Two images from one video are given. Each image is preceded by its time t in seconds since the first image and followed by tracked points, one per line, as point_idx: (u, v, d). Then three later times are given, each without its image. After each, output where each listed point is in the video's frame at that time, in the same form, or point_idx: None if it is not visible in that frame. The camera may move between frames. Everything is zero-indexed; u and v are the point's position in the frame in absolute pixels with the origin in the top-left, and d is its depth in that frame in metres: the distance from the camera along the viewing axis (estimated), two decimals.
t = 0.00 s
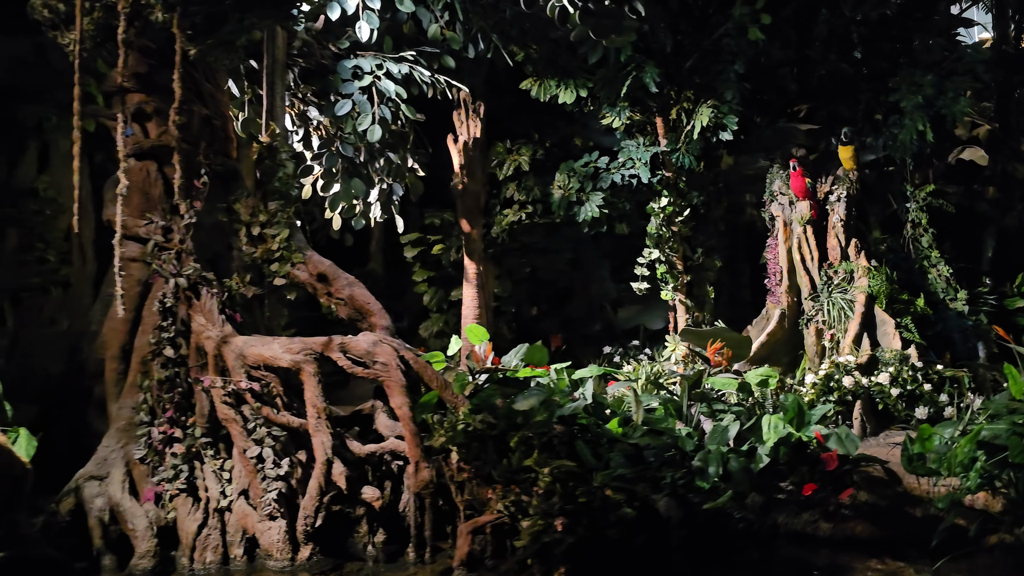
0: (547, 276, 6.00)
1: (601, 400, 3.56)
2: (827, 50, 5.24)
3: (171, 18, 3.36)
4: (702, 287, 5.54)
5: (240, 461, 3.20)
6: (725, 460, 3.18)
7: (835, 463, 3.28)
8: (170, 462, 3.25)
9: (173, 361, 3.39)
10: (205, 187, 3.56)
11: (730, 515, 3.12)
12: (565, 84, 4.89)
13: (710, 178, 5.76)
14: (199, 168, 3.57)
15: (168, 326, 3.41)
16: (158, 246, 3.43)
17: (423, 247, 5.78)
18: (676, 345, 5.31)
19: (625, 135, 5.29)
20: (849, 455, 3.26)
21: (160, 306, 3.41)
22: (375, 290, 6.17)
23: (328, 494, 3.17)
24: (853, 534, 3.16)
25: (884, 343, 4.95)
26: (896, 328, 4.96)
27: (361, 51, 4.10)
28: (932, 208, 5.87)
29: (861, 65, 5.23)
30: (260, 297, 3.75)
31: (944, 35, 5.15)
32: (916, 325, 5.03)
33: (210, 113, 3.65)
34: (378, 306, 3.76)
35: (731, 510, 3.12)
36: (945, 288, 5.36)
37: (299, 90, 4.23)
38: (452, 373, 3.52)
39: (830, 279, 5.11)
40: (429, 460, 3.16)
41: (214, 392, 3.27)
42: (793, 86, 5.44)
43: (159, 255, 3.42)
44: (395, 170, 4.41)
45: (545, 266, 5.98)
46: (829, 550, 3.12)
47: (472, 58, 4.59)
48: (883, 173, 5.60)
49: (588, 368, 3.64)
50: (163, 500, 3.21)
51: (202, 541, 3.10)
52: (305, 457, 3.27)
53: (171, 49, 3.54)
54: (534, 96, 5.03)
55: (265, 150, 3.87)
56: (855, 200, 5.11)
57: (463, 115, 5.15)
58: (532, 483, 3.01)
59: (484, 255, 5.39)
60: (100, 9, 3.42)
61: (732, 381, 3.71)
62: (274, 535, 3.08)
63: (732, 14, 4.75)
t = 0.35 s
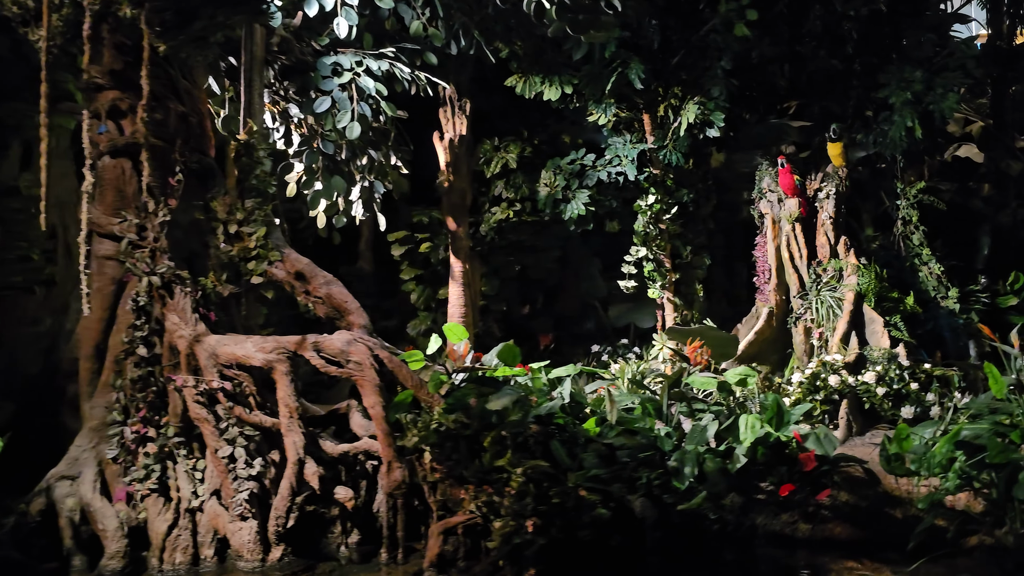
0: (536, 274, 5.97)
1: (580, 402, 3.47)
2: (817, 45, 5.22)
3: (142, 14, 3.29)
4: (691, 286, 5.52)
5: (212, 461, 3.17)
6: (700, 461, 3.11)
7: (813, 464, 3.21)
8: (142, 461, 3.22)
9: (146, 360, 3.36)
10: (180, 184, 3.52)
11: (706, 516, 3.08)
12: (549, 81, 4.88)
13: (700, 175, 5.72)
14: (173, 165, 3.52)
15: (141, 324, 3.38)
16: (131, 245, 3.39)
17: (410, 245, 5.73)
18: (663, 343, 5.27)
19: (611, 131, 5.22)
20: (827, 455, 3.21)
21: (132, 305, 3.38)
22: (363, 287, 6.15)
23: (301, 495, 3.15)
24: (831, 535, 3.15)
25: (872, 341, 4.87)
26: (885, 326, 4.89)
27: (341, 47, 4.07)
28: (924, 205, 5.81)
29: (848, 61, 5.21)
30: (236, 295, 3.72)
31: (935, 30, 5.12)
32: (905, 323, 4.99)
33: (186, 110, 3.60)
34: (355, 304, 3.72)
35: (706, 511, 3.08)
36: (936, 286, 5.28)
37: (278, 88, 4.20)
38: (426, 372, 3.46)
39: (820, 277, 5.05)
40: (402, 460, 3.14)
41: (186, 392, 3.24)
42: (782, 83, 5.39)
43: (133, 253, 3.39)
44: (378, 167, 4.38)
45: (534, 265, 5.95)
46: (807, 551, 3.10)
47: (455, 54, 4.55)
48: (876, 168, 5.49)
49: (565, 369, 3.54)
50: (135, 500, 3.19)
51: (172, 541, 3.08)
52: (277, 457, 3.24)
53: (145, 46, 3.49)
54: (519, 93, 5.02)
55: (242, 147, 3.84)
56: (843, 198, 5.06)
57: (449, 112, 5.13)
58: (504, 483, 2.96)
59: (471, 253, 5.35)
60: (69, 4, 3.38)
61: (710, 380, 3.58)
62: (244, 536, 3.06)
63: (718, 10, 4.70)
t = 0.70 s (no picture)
0: (524, 275, 5.96)
1: (558, 403, 3.47)
2: (803, 44, 5.21)
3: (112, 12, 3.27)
4: (678, 287, 5.45)
5: (182, 463, 3.15)
6: (672, 463, 3.10)
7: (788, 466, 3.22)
8: (112, 464, 3.20)
9: (116, 362, 3.33)
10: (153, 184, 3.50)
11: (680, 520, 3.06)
12: (533, 80, 4.81)
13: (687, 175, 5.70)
14: (147, 165, 3.51)
15: (113, 326, 3.36)
16: (103, 245, 3.36)
17: (397, 246, 5.75)
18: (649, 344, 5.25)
19: (597, 131, 5.15)
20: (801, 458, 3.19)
21: (104, 306, 3.37)
22: (350, 288, 6.13)
23: (271, 498, 3.13)
24: (807, 538, 3.08)
25: (859, 343, 4.84)
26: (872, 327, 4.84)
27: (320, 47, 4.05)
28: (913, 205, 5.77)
29: (836, 60, 5.16)
30: (211, 297, 3.69)
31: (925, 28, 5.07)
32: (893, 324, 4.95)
33: (160, 110, 3.59)
34: (330, 306, 3.69)
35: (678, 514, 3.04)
36: (926, 287, 5.26)
37: (259, 88, 4.19)
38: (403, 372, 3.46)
39: (807, 276, 4.98)
40: (372, 462, 3.10)
41: (156, 393, 3.21)
42: (769, 82, 5.37)
43: (105, 254, 3.36)
44: (359, 167, 4.36)
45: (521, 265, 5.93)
46: (781, 554, 3.01)
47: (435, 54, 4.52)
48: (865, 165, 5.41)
49: (544, 370, 3.51)
50: (104, 502, 3.17)
51: (139, 545, 3.06)
52: (247, 459, 3.22)
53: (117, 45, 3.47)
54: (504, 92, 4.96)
55: (217, 148, 3.78)
56: (833, 198, 4.94)
57: (433, 112, 5.06)
58: (475, 485, 2.93)
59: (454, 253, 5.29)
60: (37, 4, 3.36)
61: (686, 381, 3.61)
62: (213, 539, 3.03)
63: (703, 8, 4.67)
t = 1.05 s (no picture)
0: (509, 276, 5.93)
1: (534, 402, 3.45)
2: (788, 43, 5.18)
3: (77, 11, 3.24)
4: (663, 287, 5.40)
5: (150, 466, 3.13)
6: (643, 467, 3.07)
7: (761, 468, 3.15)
8: (80, 467, 3.18)
9: (85, 365, 3.32)
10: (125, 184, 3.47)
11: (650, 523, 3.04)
12: (513, 80, 4.78)
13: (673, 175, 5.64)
14: (118, 166, 3.48)
15: (83, 327, 3.35)
16: (73, 247, 3.36)
17: (381, 247, 5.74)
18: (632, 345, 5.24)
19: (580, 131, 5.14)
20: (774, 459, 3.13)
21: (74, 308, 3.35)
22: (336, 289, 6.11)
23: (241, 500, 3.11)
24: (779, 542, 3.01)
25: (843, 344, 4.83)
26: (855, 328, 4.82)
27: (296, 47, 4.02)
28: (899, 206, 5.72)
29: (821, 60, 5.13)
30: (184, 299, 3.64)
31: (909, 28, 5.05)
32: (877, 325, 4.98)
33: (133, 110, 3.56)
34: (305, 307, 3.67)
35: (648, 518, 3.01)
36: (911, 287, 5.24)
37: (237, 88, 4.22)
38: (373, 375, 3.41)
39: (791, 278, 4.98)
40: (341, 465, 3.06)
41: (125, 396, 3.19)
42: (754, 82, 5.35)
43: (76, 256, 3.35)
44: (337, 168, 4.34)
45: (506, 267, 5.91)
46: (753, 557, 2.98)
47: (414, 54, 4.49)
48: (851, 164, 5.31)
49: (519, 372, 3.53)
50: (72, 505, 3.17)
51: (106, 548, 3.07)
52: (216, 462, 3.17)
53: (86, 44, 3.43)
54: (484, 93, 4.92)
55: (192, 148, 3.73)
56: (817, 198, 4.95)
57: (416, 113, 5.09)
58: (442, 489, 2.92)
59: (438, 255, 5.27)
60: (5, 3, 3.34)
61: (660, 382, 3.58)
62: (180, 542, 3.03)
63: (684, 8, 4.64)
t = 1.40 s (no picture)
0: (494, 279, 5.91)
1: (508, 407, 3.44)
2: (771, 46, 5.07)
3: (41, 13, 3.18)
4: (647, 291, 5.33)
5: (115, 471, 3.14)
6: (613, 472, 3.03)
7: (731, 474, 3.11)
8: (46, 472, 3.20)
9: (52, 369, 3.29)
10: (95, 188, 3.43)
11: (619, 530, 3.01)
12: (492, 83, 4.78)
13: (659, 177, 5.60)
14: (88, 170, 3.44)
15: (51, 332, 3.31)
16: (42, 251, 3.31)
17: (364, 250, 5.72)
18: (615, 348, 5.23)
19: (562, 134, 5.11)
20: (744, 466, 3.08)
21: (42, 312, 3.30)
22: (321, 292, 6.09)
23: (206, 507, 3.09)
24: (751, 548, 2.97)
25: (826, 348, 4.75)
26: (839, 332, 4.75)
27: (271, 50, 4.00)
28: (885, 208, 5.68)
29: (805, 63, 5.04)
30: (156, 303, 3.60)
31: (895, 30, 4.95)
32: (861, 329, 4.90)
33: (106, 114, 3.52)
34: (277, 312, 3.65)
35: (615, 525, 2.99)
36: (897, 291, 5.16)
37: (215, 92, 4.25)
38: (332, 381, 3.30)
39: (774, 282, 4.96)
40: (307, 471, 3.03)
41: (91, 400, 3.19)
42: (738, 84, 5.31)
43: (44, 259, 3.31)
44: (313, 170, 4.32)
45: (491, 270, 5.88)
46: (726, 565, 2.96)
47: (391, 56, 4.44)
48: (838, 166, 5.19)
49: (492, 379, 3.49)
50: (38, 509, 3.19)
51: (70, 553, 3.10)
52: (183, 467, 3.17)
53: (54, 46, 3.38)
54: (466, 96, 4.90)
55: (165, 152, 3.73)
56: (801, 202, 4.95)
57: (398, 116, 5.12)
58: (408, 494, 2.93)
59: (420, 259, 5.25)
60: None
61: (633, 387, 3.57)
62: (144, 549, 3.03)
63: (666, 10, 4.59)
